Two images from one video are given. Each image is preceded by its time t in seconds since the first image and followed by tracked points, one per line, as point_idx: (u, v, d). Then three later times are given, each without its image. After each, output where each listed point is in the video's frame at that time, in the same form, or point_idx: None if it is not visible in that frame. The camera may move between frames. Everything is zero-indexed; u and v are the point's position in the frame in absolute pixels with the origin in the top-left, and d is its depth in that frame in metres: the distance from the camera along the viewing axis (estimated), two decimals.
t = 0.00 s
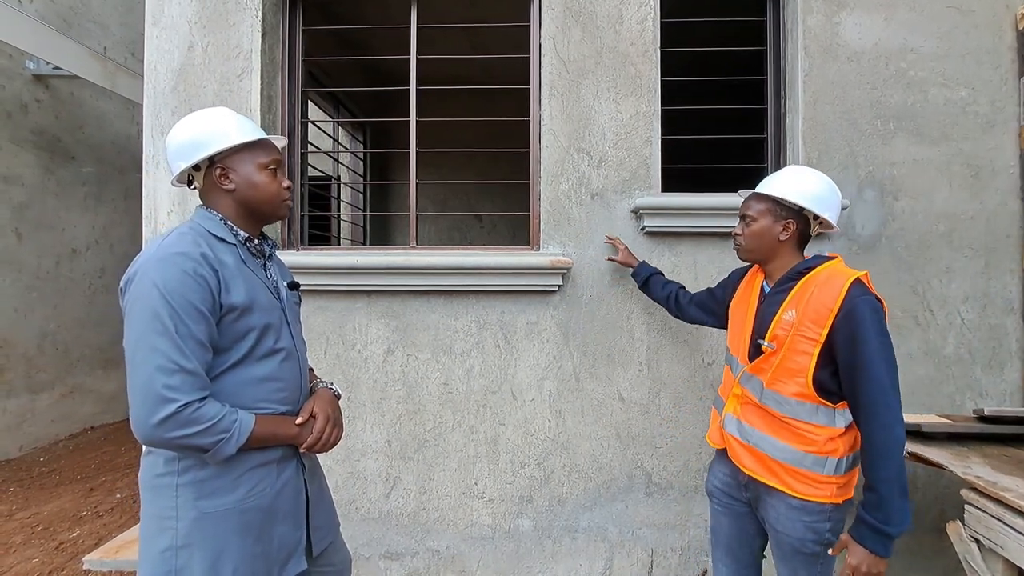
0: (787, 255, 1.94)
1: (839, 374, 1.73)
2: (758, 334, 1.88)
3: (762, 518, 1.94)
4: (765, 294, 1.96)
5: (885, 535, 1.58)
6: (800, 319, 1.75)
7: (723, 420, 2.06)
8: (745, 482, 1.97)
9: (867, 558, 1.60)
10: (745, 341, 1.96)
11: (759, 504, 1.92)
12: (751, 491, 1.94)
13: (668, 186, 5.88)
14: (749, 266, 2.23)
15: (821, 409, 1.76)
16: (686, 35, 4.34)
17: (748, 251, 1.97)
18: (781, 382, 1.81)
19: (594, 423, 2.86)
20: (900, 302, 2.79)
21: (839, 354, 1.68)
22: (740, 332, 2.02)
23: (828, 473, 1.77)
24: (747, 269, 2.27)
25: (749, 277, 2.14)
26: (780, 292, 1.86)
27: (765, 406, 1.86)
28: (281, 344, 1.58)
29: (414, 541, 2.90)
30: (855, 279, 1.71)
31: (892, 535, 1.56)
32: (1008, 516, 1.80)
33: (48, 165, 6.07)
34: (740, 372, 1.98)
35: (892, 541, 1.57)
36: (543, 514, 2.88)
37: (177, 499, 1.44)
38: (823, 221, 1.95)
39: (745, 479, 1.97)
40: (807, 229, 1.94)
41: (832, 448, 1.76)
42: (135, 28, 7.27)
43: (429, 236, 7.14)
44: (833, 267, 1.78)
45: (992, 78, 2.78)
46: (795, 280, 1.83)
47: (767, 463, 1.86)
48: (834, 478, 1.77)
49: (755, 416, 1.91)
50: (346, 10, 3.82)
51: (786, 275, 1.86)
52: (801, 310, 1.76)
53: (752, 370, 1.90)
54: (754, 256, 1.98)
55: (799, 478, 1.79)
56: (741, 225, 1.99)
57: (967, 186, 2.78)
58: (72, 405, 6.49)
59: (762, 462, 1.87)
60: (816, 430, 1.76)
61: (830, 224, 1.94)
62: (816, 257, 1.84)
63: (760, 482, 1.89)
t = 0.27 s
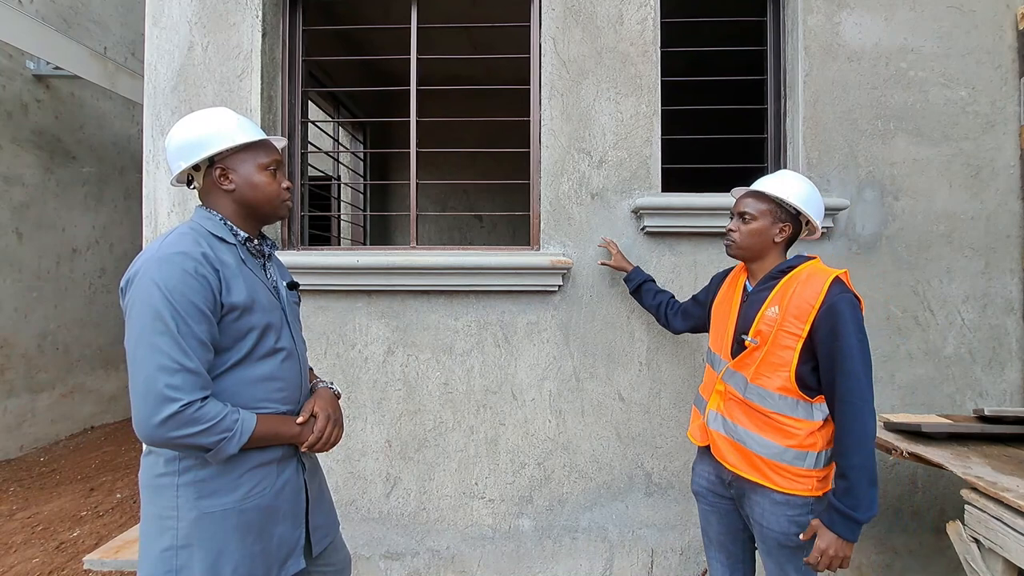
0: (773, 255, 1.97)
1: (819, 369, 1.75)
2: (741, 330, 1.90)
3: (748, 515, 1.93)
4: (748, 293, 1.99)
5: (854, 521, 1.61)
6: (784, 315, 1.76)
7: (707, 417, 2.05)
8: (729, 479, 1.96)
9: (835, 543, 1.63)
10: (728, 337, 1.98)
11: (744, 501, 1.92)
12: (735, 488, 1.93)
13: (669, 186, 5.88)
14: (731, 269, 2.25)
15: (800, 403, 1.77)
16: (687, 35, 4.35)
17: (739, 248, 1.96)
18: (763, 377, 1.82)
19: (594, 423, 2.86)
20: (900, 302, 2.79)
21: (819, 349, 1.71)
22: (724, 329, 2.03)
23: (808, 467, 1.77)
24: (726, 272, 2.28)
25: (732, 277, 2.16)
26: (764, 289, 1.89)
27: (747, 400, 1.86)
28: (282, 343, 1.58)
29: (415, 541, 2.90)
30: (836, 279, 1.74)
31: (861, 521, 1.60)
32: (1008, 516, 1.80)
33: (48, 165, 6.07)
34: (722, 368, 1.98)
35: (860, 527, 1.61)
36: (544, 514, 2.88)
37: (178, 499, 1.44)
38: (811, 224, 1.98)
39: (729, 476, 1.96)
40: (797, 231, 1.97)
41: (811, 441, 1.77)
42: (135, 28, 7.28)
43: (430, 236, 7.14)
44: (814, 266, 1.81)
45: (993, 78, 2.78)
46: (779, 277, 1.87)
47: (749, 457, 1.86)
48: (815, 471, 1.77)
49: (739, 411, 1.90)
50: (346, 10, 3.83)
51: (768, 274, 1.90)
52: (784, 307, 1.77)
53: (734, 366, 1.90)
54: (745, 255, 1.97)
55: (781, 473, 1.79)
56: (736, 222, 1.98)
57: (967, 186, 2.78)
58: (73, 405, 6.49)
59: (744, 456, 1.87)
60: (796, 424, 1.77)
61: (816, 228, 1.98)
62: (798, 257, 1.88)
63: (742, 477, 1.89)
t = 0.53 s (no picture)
0: (758, 256, 1.97)
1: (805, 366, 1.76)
2: (729, 327, 1.90)
3: (739, 514, 1.92)
4: (735, 293, 1.99)
5: (842, 514, 1.63)
6: (771, 312, 1.77)
7: (695, 415, 2.04)
8: (719, 478, 1.95)
9: (825, 536, 1.64)
10: (715, 335, 1.98)
11: (734, 500, 1.91)
12: (726, 487, 1.93)
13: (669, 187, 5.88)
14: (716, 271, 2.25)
15: (786, 399, 1.79)
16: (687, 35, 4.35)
17: (728, 248, 1.96)
18: (752, 373, 1.82)
19: (594, 423, 2.86)
20: (900, 302, 2.79)
21: (806, 346, 1.72)
22: (710, 328, 2.03)
23: (797, 462, 1.78)
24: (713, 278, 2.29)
25: (719, 278, 2.16)
26: (750, 288, 1.89)
27: (736, 397, 1.86)
28: (281, 343, 1.58)
29: (415, 541, 2.90)
30: (820, 278, 1.76)
31: (850, 513, 1.62)
32: (1009, 516, 1.80)
33: (48, 165, 6.07)
34: (710, 366, 1.97)
35: (849, 519, 1.63)
36: (544, 514, 2.88)
37: (177, 500, 1.44)
38: (795, 226, 1.99)
39: (720, 475, 1.95)
40: (783, 233, 1.98)
41: (798, 437, 1.79)
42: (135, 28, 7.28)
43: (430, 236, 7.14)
44: (799, 267, 1.82)
45: (993, 78, 2.78)
46: (763, 279, 1.87)
47: (739, 454, 1.86)
48: (803, 467, 1.79)
49: (728, 408, 1.89)
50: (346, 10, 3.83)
51: (754, 274, 1.90)
52: (771, 304, 1.78)
53: (723, 363, 1.90)
54: (734, 256, 1.97)
55: (772, 469, 1.79)
56: (725, 223, 1.98)
57: (967, 186, 2.78)
58: (73, 405, 6.50)
59: (734, 453, 1.87)
60: (783, 418, 1.78)
61: (801, 231, 1.98)
62: (782, 258, 1.89)
63: (732, 474, 1.89)
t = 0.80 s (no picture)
0: (754, 257, 1.97)
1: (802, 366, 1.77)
2: (728, 327, 1.89)
3: (736, 514, 1.92)
4: (731, 293, 1.98)
5: (842, 513, 1.64)
6: (770, 313, 1.77)
7: (692, 415, 2.03)
8: (716, 478, 1.95)
9: (826, 535, 1.65)
10: (713, 335, 1.97)
11: (731, 500, 1.91)
12: (723, 487, 1.93)
13: (670, 187, 5.88)
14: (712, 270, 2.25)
15: (784, 399, 1.79)
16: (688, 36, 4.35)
17: (721, 249, 1.97)
18: (751, 373, 1.82)
19: (595, 423, 2.86)
20: (901, 303, 2.79)
21: (804, 347, 1.72)
22: (706, 328, 2.02)
23: (794, 461, 1.80)
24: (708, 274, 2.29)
25: (713, 277, 2.16)
26: (748, 288, 1.88)
27: (735, 397, 1.85)
28: (278, 342, 1.59)
29: (416, 542, 2.90)
30: (818, 280, 1.77)
31: (850, 512, 1.63)
32: (1009, 517, 1.81)
33: (49, 165, 6.08)
34: (707, 366, 1.97)
35: (849, 518, 1.64)
36: (544, 514, 2.89)
37: (176, 500, 1.44)
38: (789, 225, 2.00)
39: (716, 475, 1.95)
40: (777, 233, 1.99)
41: (794, 436, 1.80)
42: (135, 28, 7.28)
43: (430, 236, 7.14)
44: (796, 268, 1.83)
45: (994, 78, 2.78)
46: (762, 278, 1.87)
47: (737, 454, 1.85)
48: (798, 466, 1.80)
49: (726, 408, 1.88)
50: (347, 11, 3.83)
51: (752, 274, 1.90)
52: (770, 305, 1.78)
53: (721, 363, 1.89)
54: (729, 256, 1.98)
55: (769, 469, 1.80)
56: (719, 224, 1.98)
57: (968, 186, 2.78)
58: (73, 405, 6.50)
59: (732, 453, 1.87)
60: (782, 418, 1.79)
61: (795, 230, 1.99)
62: (778, 258, 1.89)
63: (730, 474, 1.88)
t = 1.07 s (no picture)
0: (753, 257, 1.97)
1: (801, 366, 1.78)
2: (726, 328, 1.89)
3: (736, 514, 1.92)
4: (730, 293, 1.98)
5: (845, 513, 1.64)
6: (769, 314, 1.77)
7: (691, 415, 2.03)
8: (716, 478, 1.95)
9: (831, 536, 1.65)
10: (712, 335, 1.96)
11: (731, 500, 1.91)
12: (723, 487, 1.93)
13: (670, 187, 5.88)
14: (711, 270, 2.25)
15: (783, 399, 1.80)
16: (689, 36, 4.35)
17: (720, 249, 1.97)
18: (750, 373, 1.82)
19: (595, 423, 2.86)
20: (901, 303, 2.79)
21: (803, 348, 1.72)
22: (706, 328, 2.02)
23: (793, 461, 1.80)
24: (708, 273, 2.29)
25: (713, 277, 2.16)
26: (747, 289, 1.87)
27: (734, 398, 1.85)
28: (272, 342, 1.58)
29: (416, 542, 2.90)
30: (817, 280, 1.77)
31: (853, 512, 1.63)
32: (1010, 517, 1.80)
33: (49, 165, 6.08)
34: (706, 366, 1.96)
35: (853, 518, 1.64)
36: (544, 514, 2.88)
37: (172, 500, 1.44)
38: (788, 226, 2.00)
39: (716, 475, 1.95)
40: (776, 233, 1.99)
41: (794, 436, 1.80)
42: (136, 28, 7.29)
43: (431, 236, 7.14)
44: (795, 268, 1.83)
45: (995, 79, 2.78)
46: (761, 279, 1.87)
47: (736, 454, 1.85)
48: (798, 466, 1.80)
49: (725, 409, 1.88)
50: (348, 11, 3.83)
51: (751, 275, 1.90)
52: (769, 306, 1.78)
53: (721, 363, 1.89)
54: (727, 257, 1.98)
55: (769, 469, 1.80)
56: (718, 224, 1.99)
57: (969, 186, 2.78)
58: (74, 405, 6.50)
59: (732, 453, 1.86)
60: (781, 418, 1.79)
61: (794, 230, 1.99)
62: (778, 259, 1.90)
63: (730, 474, 1.88)
